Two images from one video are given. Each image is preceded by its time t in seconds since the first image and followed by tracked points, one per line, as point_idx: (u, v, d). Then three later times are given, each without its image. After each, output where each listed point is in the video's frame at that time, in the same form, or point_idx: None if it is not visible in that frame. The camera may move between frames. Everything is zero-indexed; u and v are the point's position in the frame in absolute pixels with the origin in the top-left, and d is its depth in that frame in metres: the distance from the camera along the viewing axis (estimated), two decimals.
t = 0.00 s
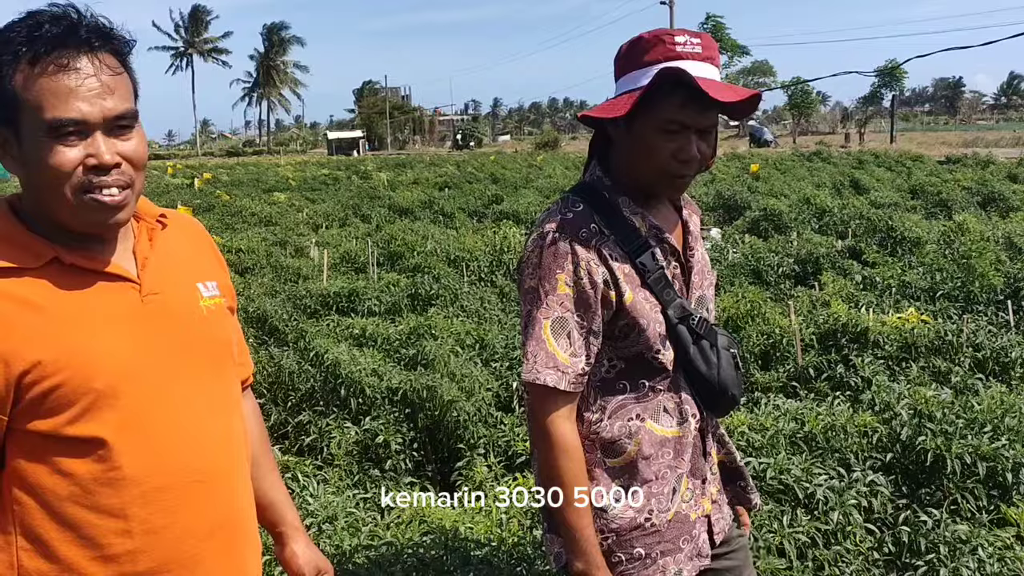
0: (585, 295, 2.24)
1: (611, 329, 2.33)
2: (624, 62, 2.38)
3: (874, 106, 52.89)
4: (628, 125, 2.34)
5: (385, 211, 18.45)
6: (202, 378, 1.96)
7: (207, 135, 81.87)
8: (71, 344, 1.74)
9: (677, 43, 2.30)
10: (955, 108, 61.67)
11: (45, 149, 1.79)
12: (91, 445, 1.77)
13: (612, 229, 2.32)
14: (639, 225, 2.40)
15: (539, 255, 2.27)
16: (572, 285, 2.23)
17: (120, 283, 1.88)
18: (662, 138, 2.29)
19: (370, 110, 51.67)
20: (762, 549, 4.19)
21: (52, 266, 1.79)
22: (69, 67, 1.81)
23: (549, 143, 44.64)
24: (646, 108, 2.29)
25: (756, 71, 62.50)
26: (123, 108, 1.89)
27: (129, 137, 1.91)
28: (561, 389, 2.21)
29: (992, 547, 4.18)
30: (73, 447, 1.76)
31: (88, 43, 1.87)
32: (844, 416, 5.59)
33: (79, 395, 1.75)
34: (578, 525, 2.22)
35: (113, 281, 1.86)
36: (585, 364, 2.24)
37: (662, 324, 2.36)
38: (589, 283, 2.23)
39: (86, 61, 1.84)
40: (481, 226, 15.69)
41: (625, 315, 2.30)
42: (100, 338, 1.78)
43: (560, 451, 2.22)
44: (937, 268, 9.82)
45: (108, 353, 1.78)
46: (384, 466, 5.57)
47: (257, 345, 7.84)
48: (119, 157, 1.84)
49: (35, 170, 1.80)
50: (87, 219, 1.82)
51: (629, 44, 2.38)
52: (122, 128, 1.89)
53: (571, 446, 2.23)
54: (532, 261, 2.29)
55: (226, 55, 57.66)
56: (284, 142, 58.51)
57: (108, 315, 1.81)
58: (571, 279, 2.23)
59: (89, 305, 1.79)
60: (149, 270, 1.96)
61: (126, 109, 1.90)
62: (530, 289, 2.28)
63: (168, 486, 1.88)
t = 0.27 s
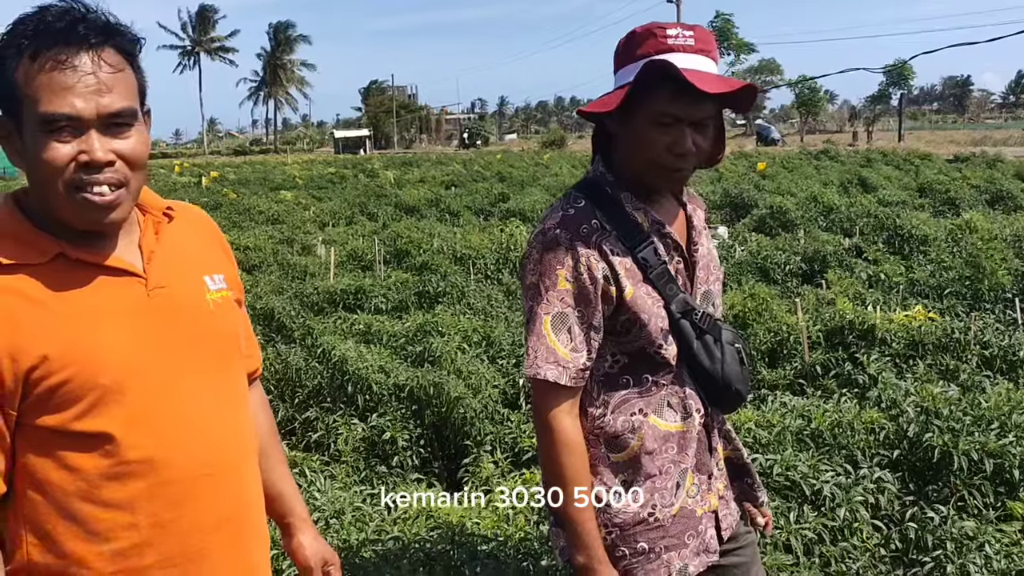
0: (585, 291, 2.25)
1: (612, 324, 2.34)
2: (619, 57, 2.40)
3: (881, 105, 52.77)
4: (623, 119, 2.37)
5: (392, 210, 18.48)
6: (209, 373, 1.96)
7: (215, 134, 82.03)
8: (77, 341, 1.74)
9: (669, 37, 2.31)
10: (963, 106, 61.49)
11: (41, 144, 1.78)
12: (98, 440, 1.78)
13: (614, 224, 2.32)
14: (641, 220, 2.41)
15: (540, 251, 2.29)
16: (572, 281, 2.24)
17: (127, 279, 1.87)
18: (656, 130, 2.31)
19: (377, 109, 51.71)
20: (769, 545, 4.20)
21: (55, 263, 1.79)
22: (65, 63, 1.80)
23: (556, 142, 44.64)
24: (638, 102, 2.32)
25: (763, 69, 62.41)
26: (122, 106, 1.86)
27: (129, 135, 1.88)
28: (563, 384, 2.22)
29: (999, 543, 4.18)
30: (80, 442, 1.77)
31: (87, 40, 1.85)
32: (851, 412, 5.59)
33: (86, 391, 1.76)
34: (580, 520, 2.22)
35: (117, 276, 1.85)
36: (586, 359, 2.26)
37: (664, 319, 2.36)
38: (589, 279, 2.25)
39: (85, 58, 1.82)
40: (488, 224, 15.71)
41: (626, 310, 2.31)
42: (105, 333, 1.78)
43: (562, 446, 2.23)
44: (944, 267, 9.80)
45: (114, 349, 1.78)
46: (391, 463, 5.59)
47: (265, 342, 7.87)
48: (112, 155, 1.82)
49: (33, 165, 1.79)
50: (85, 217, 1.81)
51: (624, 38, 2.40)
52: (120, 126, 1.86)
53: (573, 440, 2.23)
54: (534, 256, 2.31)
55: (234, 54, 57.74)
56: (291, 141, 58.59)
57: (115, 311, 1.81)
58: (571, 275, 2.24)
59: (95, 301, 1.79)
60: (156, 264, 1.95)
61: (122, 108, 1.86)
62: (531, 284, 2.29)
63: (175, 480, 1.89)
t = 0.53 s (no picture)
0: (592, 287, 2.24)
1: (620, 321, 2.32)
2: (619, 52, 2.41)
3: (889, 103, 52.63)
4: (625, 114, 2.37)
5: (399, 207, 18.48)
6: (213, 375, 1.94)
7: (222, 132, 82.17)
8: (81, 353, 1.70)
9: (666, 29, 2.31)
10: (971, 104, 61.30)
11: (17, 151, 1.70)
12: (103, 450, 1.75)
13: (621, 220, 2.31)
14: (648, 216, 2.40)
15: (546, 248, 2.28)
16: (578, 278, 2.23)
17: (123, 285, 1.81)
18: (656, 123, 2.32)
19: (383, 107, 51.71)
20: (778, 543, 4.18)
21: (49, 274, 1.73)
22: (41, 67, 1.71)
23: (563, 140, 44.62)
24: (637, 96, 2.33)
25: (771, 67, 62.31)
26: (100, 111, 1.76)
27: (109, 141, 1.77)
28: (570, 381, 2.21)
29: (1010, 542, 4.15)
30: (85, 452, 1.74)
31: (68, 45, 1.76)
32: (861, 411, 5.56)
33: (91, 403, 1.72)
34: (589, 516, 2.21)
35: (109, 285, 1.78)
36: (594, 356, 2.24)
37: (672, 316, 2.35)
38: (595, 276, 2.23)
39: (62, 62, 1.73)
40: (495, 222, 15.70)
41: (634, 307, 2.30)
42: (107, 343, 1.74)
43: (570, 443, 2.21)
44: (954, 264, 9.76)
45: (116, 358, 1.74)
46: (398, 461, 5.57)
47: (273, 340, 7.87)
48: (86, 162, 1.72)
49: (13, 171, 1.72)
50: (67, 226, 1.73)
51: (623, 34, 2.40)
52: (98, 131, 1.76)
53: (581, 437, 2.22)
54: (540, 253, 2.30)
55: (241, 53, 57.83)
56: (298, 140, 58.64)
57: (116, 319, 1.77)
58: (577, 272, 2.23)
59: (95, 310, 1.75)
60: (154, 266, 1.90)
61: (100, 113, 1.76)
62: (538, 282, 2.28)
63: (182, 485, 1.87)
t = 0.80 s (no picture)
0: (602, 288, 2.22)
1: (630, 322, 2.31)
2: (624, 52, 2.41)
3: (898, 101, 52.48)
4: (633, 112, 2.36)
5: (406, 207, 18.48)
6: (219, 381, 1.93)
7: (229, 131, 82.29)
8: (88, 367, 1.68)
9: (672, 25, 2.31)
10: (980, 103, 61.08)
11: (15, 164, 1.66)
12: (113, 461, 1.74)
13: (631, 221, 2.30)
14: (658, 217, 2.38)
15: (555, 249, 2.27)
16: (587, 279, 2.22)
17: (129, 296, 1.79)
18: (666, 119, 2.30)
19: (391, 106, 51.73)
20: (788, 545, 4.17)
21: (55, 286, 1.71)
22: (35, 78, 1.66)
23: (570, 139, 44.61)
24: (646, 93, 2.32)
25: (779, 65, 62.17)
26: (98, 120, 1.71)
27: (109, 151, 1.73)
28: (579, 383, 2.20)
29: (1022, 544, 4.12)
30: (95, 464, 1.73)
31: (60, 55, 1.70)
32: (871, 411, 5.54)
33: (99, 416, 1.70)
34: (599, 519, 2.19)
35: (115, 296, 1.77)
36: (604, 358, 2.23)
37: (682, 317, 2.33)
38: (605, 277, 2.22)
39: (57, 73, 1.68)
40: (503, 221, 15.69)
41: (644, 308, 2.28)
42: (116, 355, 1.72)
43: (580, 445, 2.20)
44: (964, 264, 9.72)
45: (125, 370, 1.73)
46: (406, 461, 5.56)
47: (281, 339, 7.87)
48: (85, 173, 1.68)
49: (11, 183, 1.68)
50: (71, 239, 1.70)
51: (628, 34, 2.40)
52: (97, 141, 1.72)
53: (591, 439, 2.21)
54: (549, 255, 2.29)
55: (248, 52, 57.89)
56: (305, 138, 58.69)
57: (123, 332, 1.75)
58: (586, 273, 2.22)
59: (103, 324, 1.73)
60: (159, 273, 1.88)
61: (98, 123, 1.71)
62: (548, 283, 2.27)
63: (191, 493, 1.86)
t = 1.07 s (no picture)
0: (609, 285, 2.22)
1: (637, 319, 2.30)
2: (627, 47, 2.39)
3: (907, 98, 52.32)
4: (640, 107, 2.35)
5: (413, 205, 18.49)
6: (218, 382, 1.94)
7: (237, 129, 82.42)
8: (91, 371, 1.68)
9: (677, 18, 2.30)
10: (990, 100, 60.84)
11: (17, 166, 1.65)
12: (118, 465, 1.74)
13: (636, 218, 2.30)
14: (663, 213, 2.38)
15: (561, 247, 2.26)
16: (594, 277, 2.21)
17: (127, 297, 1.79)
18: (674, 111, 2.30)
19: (398, 104, 51.75)
20: (794, 542, 4.16)
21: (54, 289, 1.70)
22: (37, 78, 1.66)
23: (577, 137, 44.59)
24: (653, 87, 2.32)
25: (786, 63, 62.03)
26: (101, 120, 1.72)
27: (112, 151, 1.74)
28: (588, 380, 2.19)
29: None
30: (100, 469, 1.72)
31: (60, 55, 1.70)
32: (878, 409, 5.52)
33: (102, 420, 1.70)
34: (608, 517, 2.19)
35: (115, 298, 1.77)
36: (612, 355, 2.23)
37: (689, 314, 2.32)
38: (612, 275, 2.22)
39: (58, 72, 1.67)
40: (509, 219, 15.68)
41: (651, 305, 2.28)
42: (118, 358, 1.72)
43: (588, 444, 2.19)
44: (972, 261, 9.68)
45: (128, 374, 1.73)
46: (412, 458, 5.56)
47: (287, 337, 7.88)
48: (89, 175, 1.68)
49: (11, 186, 1.67)
50: (73, 242, 1.70)
51: (632, 29, 2.39)
52: (100, 141, 1.72)
53: (599, 438, 2.20)
54: (555, 253, 2.28)
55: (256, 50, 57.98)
56: (313, 137, 58.76)
57: (123, 335, 1.75)
58: (593, 270, 2.21)
59: (101, 326, 1.72)
60: (157, 275, 1.88)
61: (101, 122, 1.71)
62: (553, 282, 2.27)
63: (195, 495, 1.87)
